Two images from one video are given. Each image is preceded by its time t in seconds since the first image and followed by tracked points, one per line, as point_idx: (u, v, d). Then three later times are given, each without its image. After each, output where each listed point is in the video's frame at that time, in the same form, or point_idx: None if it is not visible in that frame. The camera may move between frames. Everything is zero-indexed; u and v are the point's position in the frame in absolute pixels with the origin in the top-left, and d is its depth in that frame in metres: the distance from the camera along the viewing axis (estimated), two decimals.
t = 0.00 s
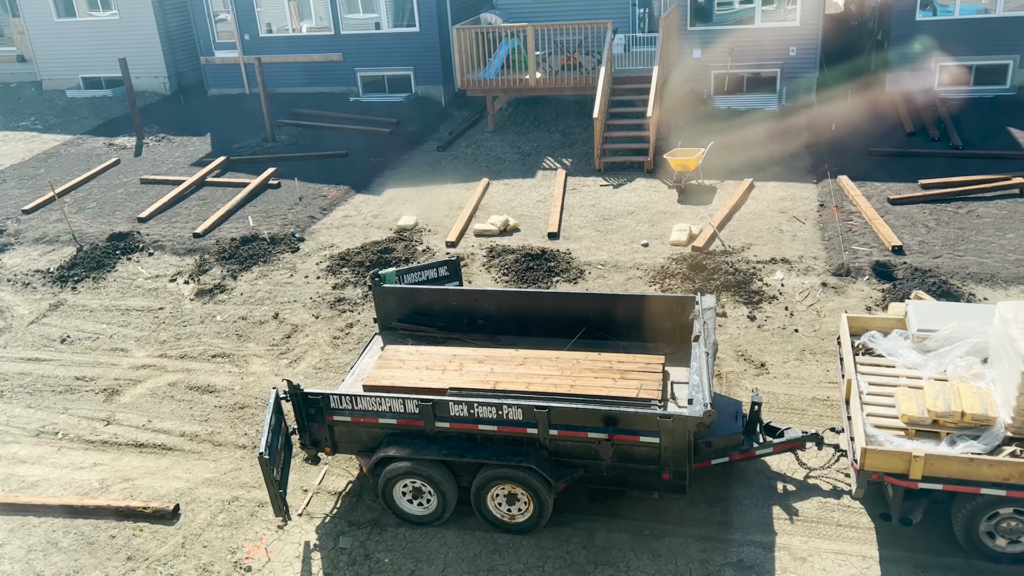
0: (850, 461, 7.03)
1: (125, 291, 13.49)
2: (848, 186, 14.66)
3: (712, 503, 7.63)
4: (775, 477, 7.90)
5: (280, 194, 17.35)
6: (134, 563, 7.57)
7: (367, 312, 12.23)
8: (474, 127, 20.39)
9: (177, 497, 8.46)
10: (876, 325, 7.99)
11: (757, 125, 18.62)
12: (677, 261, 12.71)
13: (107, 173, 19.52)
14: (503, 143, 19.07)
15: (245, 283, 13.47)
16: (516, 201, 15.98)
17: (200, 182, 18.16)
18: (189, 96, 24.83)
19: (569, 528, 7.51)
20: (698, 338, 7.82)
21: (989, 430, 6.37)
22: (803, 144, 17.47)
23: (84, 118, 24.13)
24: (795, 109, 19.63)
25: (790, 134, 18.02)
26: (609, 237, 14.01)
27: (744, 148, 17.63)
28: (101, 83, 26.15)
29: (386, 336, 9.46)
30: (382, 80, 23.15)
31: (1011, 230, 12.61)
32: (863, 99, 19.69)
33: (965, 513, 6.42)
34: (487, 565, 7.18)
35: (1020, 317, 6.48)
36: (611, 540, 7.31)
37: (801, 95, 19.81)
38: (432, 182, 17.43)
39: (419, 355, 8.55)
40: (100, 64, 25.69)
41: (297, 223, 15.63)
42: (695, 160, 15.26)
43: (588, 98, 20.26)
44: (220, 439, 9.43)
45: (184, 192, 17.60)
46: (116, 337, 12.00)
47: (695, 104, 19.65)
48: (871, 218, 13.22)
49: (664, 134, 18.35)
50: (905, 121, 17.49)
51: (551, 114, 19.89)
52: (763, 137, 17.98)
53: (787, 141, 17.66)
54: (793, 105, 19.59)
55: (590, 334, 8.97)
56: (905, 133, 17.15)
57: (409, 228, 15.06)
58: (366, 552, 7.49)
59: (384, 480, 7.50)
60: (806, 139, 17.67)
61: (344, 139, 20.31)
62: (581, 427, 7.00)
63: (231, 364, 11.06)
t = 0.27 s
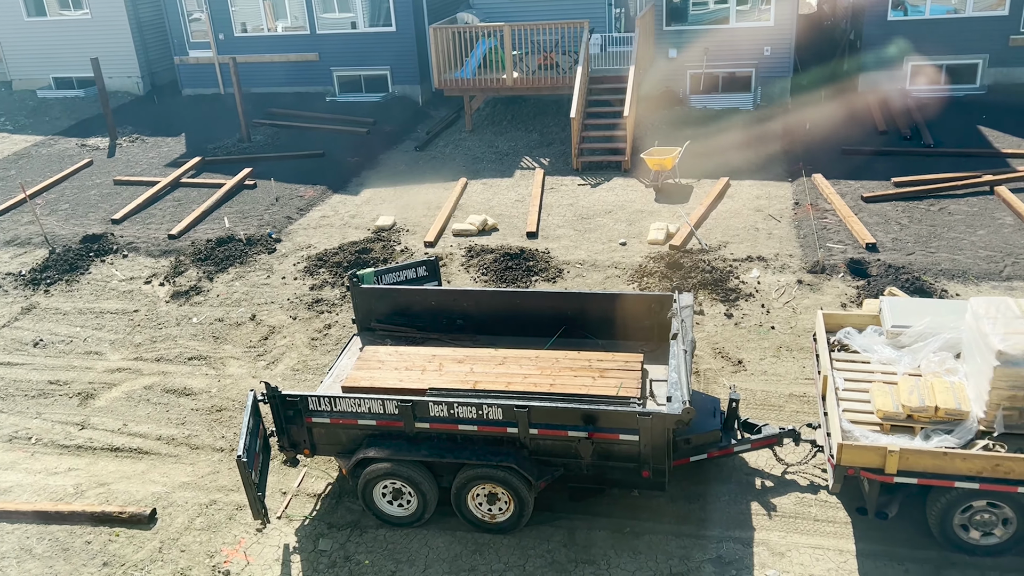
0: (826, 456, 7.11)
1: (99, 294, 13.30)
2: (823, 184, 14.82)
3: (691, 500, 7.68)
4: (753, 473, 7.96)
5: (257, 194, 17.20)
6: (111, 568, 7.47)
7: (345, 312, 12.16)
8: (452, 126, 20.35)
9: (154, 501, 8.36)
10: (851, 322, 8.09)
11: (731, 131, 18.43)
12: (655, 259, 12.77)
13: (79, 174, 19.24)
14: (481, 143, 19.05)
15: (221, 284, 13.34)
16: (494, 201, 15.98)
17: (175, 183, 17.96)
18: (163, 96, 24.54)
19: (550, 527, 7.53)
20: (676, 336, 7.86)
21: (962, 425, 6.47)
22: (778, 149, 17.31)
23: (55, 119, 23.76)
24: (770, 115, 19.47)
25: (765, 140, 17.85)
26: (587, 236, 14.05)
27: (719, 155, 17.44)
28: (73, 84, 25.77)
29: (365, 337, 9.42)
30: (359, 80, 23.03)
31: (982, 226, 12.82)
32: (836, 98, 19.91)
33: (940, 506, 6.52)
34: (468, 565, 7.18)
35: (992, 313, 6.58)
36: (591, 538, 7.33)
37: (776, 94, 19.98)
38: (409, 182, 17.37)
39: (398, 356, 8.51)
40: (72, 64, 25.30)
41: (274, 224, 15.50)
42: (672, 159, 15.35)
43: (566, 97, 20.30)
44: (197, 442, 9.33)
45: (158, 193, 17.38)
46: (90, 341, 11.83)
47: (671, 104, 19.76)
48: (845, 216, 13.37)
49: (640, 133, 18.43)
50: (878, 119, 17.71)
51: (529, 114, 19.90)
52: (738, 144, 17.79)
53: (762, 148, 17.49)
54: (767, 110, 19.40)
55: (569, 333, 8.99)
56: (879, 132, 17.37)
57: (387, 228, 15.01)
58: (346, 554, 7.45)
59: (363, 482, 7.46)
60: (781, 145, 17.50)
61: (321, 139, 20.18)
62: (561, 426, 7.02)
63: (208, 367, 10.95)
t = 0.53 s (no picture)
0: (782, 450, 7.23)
1: (45, 302, 12.89)
2: (774, 182, 15.09)
3: (651, 497, 7.74)
4: (712, 468, 8.06)
5: (209, 198, 16.86)
6: None
7: (301, 316, 11.99)
8: (407, 127, 20.22)
9: (106, 513, 8.13)
10: (804, 317, 8.24)
11: (684, 141, 18.07)
12: (612, 258, 12.85)
13: (22, 178, 18.64)
14: (436, 143, 18.97)
15: (173, 290, 13.05)
16: (450, 202, 15.92)
17: (123, 187, 17.50)
18: (109, 99, 23.91)
19: (512, 527, 7.52)
20: (635, 334, 7.91)
21: (913, 415, 6.63)
22: (730, 153, 17.27)
23: None
24: (721, 125, 19.12)
25: (716, 148, 17.50)
26: (544, 235, 14.08)
27: (671, 159, 17.34)
28: (13, 86, 24.95)
29: (322, 341, 9.29)
30: (312, 80, 22.74)
31: (928, 222, 13.18)
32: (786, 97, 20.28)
33: (892, 496, 6.68)
34: (431, 568, 7.13)
35: (939, 306, 6.76)
36: (553, 538, 7.34)
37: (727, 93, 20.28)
38: (365, 184, 17.21)
39: (356, 359, 8.42)
40: (12, 65, 24.50)
41: (226, 228, 15.21)
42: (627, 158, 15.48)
43: (520, 97, 20.33)
44: (151, 451, 9.10)
45: (105, 198, 16.91)
46: (36, 350, 11.46)
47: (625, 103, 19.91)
48: (796, 213, 13.64)
49: (595, 133, 18.54)
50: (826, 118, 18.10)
51: (484, 114, 19.88)
52: (690, 152, 17.43)
53: (714, 151, 17.43)
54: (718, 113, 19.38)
55: (528, 333, 8.99)
56: (827, 130, 17.74)
57: (343, 230, 14.84)
58: (306, 561, 7.34)
59: (323, 488, 7.36)
60: (733, 154, 17.15)
61: (274, 141, 19.87)
62: (522, 426, 7.01)
63: (160, 374, 10.69)
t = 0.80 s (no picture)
0: (727, 444, 7.38)
1: None
2: (712, 181, 15.40)
3: (600, 494, 7.80)
4: (659, 464, 8.17)
5: (143, 204, 16.36)
6: None
7: (242, 323, 11.73)
8: (346, 130, 19.99)
9: (41, 532, 7.81)
10: (745, 313, 8.42)
11: (623, 146, 18.04)
12: (556, 258, 12.92)
13: None
14: (377, 145, 18.78)
15: (107, 300, 12.61)
16: (393, 204, 15.78)
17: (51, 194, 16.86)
18: (34, 103, 23.01)
19: (462, 530, 7.49)
20: (581, 333, 7.98)
21: (851, 406, 6.84)
22: (670, 153, 17.52)
23: None
24: (661, 124, 19.35)
25: (656, 153, 17.51)
26: (489, 237, 14.08)
27: (613, 159, 17.49)
28: None
29: (264, 348, 9.10)
30: (248, 83, 22.28)
31: (860, 218, 13.62)
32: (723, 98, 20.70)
33: (833, 485, 6.87)
34: None
35: (873, 299, 7.00)
36: (504, 539, 7.34)
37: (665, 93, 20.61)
38: (305, 188, 16.93)
39: (300, 366, 8.27)
40: None
41: (162, 235, 14.78)
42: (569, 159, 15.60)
43: (461, 99, 20.30)
44: (87, 467, 8.77)
45: (33, 206, 16.26)
46: None
47: (566, 105, 20.05)
48: (735, 211, 13.94)
49: (536, 134, 18.63)
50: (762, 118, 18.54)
51: (425, 116, 19.78)
52: (629, 157, 17.41)
53: (653, 152, 17.64)
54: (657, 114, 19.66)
55: (476, 335, 8.97)
56: (762, 130, 18.17)
57: (283, 235, 14.58)
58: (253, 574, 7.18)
59: (268, 498, 7.21)
60: (672, 154, 17.41)
61: (210, 145, 19.40)
62: (470, 429, 6.99)
63: (95, 387, 10.32)
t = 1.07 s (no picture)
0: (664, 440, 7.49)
1: None
2: (643, 181, 15.66)
3: (542, 495, 7.83)
4: (599, 462, 8.25)
5: (61, 214, 15.68)
6: None
7: (171, 335, 11.35)
8: (275, 135, 19.59)
9: None
10: (678, 310, 8.57)
11: (556, 148, 18.18)
12: (492, 261, 12.92)
13: None
14: (307, 150, 18.46)
15: (24, 314, 12.04)
16: (325, 210, 15.53)
17: None
18: None
19: (404, 538, 7.41)
20: (519, 336, 7.99)
21: (782, 399, 7.04)
22: (601, 155, 17.74)
23: None
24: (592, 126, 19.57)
25: (588, 155, 17.70)
26: (424, 241, 13.99)
27: (545, 161, 17.61)
28: None
29: (195, 360, 8.82)
30: (171, 88, 21.61)
31: (785, 215, 14.05)
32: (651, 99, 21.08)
33: (767, 477, 7.05)
34: None
35: (801, 294, 7.21)
36: (447, 544, 7.29)
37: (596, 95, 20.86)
38: (234, 194, 16.52)
39: (232, 377, 8.04)
40: None
41: (83, 245, 14.19)
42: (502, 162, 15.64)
43: (392, 102, 20.13)
44: (6, 489, 8.34)
45: None
46: None
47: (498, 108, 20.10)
48: (666, 211, 14.21)
49: (469, 137, 18.61)
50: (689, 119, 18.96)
51: (356, 120, 19.54)
52: (562, 159, 17.56)
53: (585, 153, 17.84)
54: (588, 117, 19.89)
55: (413, 340, 8.89)
56: (690, 131, 18.56)
57: (211, 243, 14.17)
58: None
59: (203, 513, 6.99)
60: (604, 156, 17.63)
61: (132, 152, 18.73)
62: (410, 435, 6.91)
63: (14, 406, 9.83)
